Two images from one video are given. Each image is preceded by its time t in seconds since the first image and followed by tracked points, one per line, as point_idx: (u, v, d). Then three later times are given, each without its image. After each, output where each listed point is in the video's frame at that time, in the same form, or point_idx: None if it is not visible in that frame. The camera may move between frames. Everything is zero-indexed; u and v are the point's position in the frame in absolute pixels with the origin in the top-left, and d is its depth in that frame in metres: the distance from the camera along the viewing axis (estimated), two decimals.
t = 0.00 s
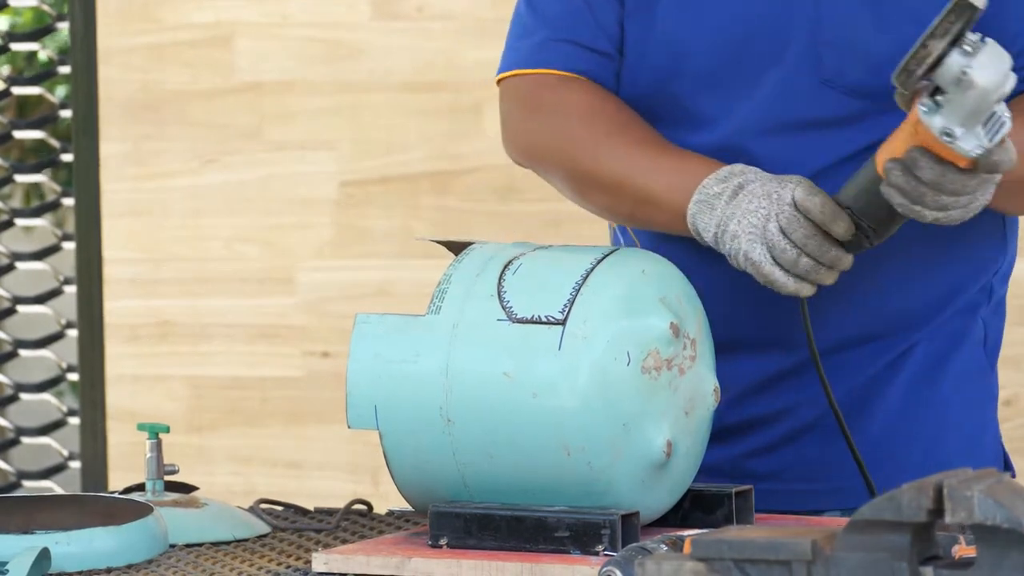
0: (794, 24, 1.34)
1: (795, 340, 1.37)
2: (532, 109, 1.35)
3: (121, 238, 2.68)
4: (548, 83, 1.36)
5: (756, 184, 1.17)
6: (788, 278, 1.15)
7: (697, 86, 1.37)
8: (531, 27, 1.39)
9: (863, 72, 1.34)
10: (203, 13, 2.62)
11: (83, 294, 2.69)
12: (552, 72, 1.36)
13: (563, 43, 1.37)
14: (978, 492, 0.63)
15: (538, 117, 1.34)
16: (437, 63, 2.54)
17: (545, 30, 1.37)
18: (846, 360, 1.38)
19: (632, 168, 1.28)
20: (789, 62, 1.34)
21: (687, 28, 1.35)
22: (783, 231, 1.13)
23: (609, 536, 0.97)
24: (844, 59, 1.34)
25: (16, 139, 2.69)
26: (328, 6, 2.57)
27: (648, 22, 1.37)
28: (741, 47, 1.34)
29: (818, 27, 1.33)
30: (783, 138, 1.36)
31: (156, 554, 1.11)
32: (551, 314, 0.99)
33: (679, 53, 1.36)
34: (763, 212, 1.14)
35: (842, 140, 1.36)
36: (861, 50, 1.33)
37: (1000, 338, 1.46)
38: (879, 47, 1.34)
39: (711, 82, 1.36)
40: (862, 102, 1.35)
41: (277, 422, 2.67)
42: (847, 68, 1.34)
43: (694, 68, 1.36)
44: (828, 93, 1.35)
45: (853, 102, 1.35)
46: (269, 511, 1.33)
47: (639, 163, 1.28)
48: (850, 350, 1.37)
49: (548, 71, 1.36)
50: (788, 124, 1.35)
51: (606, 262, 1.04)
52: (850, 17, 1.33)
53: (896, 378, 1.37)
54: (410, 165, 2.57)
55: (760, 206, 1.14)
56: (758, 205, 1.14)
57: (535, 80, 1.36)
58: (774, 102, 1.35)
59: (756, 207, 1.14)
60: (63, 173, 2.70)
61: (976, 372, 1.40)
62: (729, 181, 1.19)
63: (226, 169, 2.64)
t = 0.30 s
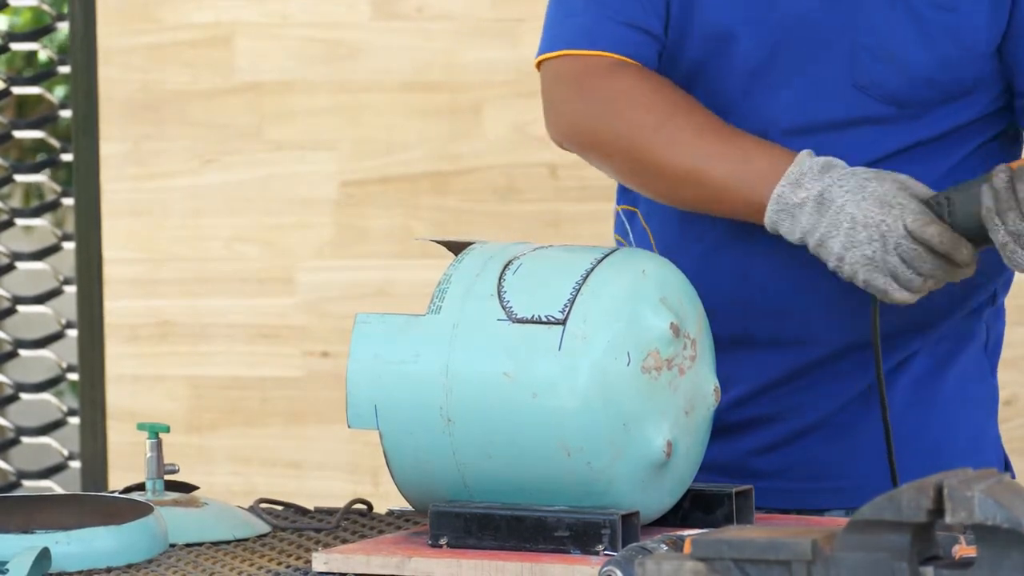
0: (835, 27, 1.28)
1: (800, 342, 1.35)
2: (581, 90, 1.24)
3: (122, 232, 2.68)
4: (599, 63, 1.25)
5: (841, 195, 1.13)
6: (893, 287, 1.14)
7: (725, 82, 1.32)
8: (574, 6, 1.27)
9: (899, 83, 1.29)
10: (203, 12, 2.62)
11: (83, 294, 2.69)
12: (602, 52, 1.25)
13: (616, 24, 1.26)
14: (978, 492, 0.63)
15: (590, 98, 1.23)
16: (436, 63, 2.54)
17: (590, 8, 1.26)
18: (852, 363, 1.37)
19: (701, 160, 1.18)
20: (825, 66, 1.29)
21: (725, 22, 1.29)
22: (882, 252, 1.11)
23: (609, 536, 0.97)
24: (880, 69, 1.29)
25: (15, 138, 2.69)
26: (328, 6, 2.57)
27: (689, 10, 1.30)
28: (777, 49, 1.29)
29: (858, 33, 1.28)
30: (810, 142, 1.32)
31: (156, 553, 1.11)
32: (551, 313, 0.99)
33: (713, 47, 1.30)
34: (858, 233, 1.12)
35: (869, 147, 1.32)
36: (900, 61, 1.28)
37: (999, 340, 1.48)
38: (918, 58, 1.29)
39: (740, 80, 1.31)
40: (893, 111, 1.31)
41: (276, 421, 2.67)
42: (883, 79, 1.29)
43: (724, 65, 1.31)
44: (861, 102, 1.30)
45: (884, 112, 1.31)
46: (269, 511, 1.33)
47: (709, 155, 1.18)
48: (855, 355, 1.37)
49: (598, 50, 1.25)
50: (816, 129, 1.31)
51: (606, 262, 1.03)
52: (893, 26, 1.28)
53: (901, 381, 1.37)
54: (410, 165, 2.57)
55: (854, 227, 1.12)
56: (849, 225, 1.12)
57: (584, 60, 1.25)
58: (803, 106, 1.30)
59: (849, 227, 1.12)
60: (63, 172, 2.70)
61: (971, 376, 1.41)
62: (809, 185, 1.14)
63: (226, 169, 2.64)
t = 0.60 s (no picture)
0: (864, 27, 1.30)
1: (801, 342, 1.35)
2: (602, 83, 1.21)
3: (119, 235, 2.68)
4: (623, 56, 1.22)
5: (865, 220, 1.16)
6: (881, 340, 1.14)
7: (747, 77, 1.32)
8: None
9: (923, 84, 1.31)
10: (203, 13, 2.62)
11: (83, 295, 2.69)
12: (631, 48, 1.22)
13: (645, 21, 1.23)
14: (978, 492, 0.63)
15: (620, 95, 1.20)
16: (436, 63, 2.54)
17: None
18: (853, 364, 1.37)
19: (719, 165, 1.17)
20: (851, 64, 1.31)
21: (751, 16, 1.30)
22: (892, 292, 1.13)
23: (608, 536, 0.97)
24: (905, 69, 1.30)
25: (15, 138, 2.69)
26: (328, 6, 2.57)
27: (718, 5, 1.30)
28: (804, 46, 1.30)
29: (886, 34, 1.30)
30: (831, 142, 1.32)
31: (156, 553, 1.11)
32: (551, 312, 0.99)
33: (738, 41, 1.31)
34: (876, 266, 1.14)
35: (889, 150, 1.33)
36: (925, 63, 1.30)
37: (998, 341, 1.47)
38: (943, 63, 1.30)
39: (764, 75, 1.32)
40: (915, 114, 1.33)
41: (276, 421, 2.66)
42: (907, 79, 1.30)
43: (747, 61, 1.32)
44: (884, 101, 1.31)
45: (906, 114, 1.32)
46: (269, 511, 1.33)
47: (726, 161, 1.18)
48: (857, 355, 1.36)
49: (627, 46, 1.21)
50: (840, 128, 1.32)
51: (606, 262, 1.03)
52: (921, 28, 1.30)
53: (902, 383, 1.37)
54: (410, 165, 2.57)
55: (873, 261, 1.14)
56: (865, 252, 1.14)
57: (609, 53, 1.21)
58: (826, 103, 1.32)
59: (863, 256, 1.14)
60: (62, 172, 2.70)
61: (970, 379, 1.41)
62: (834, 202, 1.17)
63: (226, 169, 2.64)
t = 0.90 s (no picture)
0: (848, 29, 1.31)
1: (798, 341, 1.35)
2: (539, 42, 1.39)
3: (118, 234, 2.69)
4: (569, 29, 1.40)
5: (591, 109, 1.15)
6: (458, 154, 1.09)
7: (731, 75, 1.35)
8: None
9: (908, 91, 1.31)
10: (202, 11, 2.62)
11: (82, 294, 2.70)
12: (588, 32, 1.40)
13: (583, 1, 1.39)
14: (977, 491, 0.63)
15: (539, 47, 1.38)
16: (436, 62, 2.54)
17: None
18: (846, 366, 1.36)
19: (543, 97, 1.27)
20: (835, 66, 1.32)
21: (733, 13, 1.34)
22: (543, 131, 1.07)
23: (607, 534, 0.97)
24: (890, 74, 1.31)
25: (14, 137, 2.66)
26: (328, 5, 2.57)
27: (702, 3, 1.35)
28: (788, 46, 1.32)
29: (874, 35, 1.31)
30: (817, 143, 1.33)
31: (155, 552, 1.11)
32: (549, 309, 0.99)
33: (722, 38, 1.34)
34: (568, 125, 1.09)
35: (876, 154, 1.33)
36: (910, 69, 1.31)
37: (991, 345, 1.44)
38: (929, 69, 1.32)
39: (749, 74, 1.34)
40: (902, 119, 1.33)
41: (276, 420, 2.66)
42: (891, 84, 1.31)
43: (731, 60, 1.35)
44: (868, 104, 1.32)
45: (892, 119, 1.32)
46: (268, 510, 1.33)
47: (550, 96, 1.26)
48: (851, 356, 1.36)
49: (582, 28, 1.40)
50: (825, 130, 1.33)
51: (605, 262, 1.03)
52: (907, 37, 1.31)
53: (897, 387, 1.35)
54: (410, 163, 2.57)
55: (569, 119, 1.10)
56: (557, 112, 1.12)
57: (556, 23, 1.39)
58: (811, 103, 1.33)
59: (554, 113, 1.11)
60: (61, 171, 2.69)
61: (971, 385, 1.39)
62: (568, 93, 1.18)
63: (226, 167, 2.64)
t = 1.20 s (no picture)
0: (842, 24, 1.32)
1: (797, 340, 1.35)
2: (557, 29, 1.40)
3: (117, 233, 2.69)
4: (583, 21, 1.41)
5: (544, 144, 1.14)
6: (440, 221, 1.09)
7: (727, 72, 1.35)
8: None
9: (903, 86, 1.32)
10: (202, 9, 2.62)
11: (83, 295, 2.70)
12: (598, 19, 1.41)
13: None
14: (977, 489, 0.63)
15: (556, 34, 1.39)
16: (436, 60, 2.54)
17: None
18: (843, 365, 1.36)
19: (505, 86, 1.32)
20: (830, 61, 1.32)
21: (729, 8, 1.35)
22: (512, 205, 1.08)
23: (608, 533, 0.97)
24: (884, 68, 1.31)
25: (15, 135, 2.64)
26: (328, 3, 2.57)
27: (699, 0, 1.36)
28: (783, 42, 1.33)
29: (868, 31, 1.31)
30: (814, 140, 1.33)
31: (156, 550, 1.11)
32: (550, 307, 0.99)
33: (718, 35, 1.35)
34: (536, 194, 1.09)
35: (874, 150, 1.32)
36: (904, 63, 1.31)
37: (990, 345, 1.44)
38: (922, 63, 1.32)
39: (745, 70, 1.35)
40: (899, 115, 1.33)
41: (276, 418, 2.66)
42: (887, 78, 1.31)
43: (727, 56, 1.35)
44: (865, 100, 1.32)
45: (889, 114, 1.33)
46: (268, 508, 1.33)
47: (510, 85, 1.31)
48: (849, 355, 1.36)
49: (593, 15, 1.41)
50: (823, 126, 1.33)
51: (606, 261, 1.03)
52: (900, 28, 1.31)
53: (892, 388, 1.35)
54: (410, 162, 2.57)
55: (529, 184, 1.10)
56: (510, 172, 1.10)
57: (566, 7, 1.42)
58: (807, 99, 1.33)
59: (512, 176, 1.10)
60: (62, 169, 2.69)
61: (969, 385, 1.38)
62: (513, 122, 1.15)
63: (226, 165, 2.65)
